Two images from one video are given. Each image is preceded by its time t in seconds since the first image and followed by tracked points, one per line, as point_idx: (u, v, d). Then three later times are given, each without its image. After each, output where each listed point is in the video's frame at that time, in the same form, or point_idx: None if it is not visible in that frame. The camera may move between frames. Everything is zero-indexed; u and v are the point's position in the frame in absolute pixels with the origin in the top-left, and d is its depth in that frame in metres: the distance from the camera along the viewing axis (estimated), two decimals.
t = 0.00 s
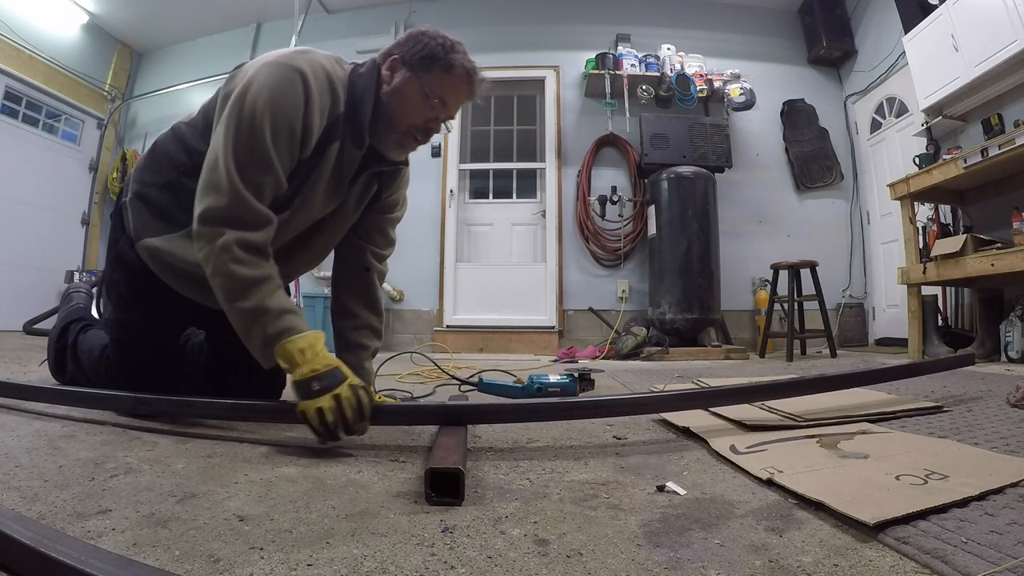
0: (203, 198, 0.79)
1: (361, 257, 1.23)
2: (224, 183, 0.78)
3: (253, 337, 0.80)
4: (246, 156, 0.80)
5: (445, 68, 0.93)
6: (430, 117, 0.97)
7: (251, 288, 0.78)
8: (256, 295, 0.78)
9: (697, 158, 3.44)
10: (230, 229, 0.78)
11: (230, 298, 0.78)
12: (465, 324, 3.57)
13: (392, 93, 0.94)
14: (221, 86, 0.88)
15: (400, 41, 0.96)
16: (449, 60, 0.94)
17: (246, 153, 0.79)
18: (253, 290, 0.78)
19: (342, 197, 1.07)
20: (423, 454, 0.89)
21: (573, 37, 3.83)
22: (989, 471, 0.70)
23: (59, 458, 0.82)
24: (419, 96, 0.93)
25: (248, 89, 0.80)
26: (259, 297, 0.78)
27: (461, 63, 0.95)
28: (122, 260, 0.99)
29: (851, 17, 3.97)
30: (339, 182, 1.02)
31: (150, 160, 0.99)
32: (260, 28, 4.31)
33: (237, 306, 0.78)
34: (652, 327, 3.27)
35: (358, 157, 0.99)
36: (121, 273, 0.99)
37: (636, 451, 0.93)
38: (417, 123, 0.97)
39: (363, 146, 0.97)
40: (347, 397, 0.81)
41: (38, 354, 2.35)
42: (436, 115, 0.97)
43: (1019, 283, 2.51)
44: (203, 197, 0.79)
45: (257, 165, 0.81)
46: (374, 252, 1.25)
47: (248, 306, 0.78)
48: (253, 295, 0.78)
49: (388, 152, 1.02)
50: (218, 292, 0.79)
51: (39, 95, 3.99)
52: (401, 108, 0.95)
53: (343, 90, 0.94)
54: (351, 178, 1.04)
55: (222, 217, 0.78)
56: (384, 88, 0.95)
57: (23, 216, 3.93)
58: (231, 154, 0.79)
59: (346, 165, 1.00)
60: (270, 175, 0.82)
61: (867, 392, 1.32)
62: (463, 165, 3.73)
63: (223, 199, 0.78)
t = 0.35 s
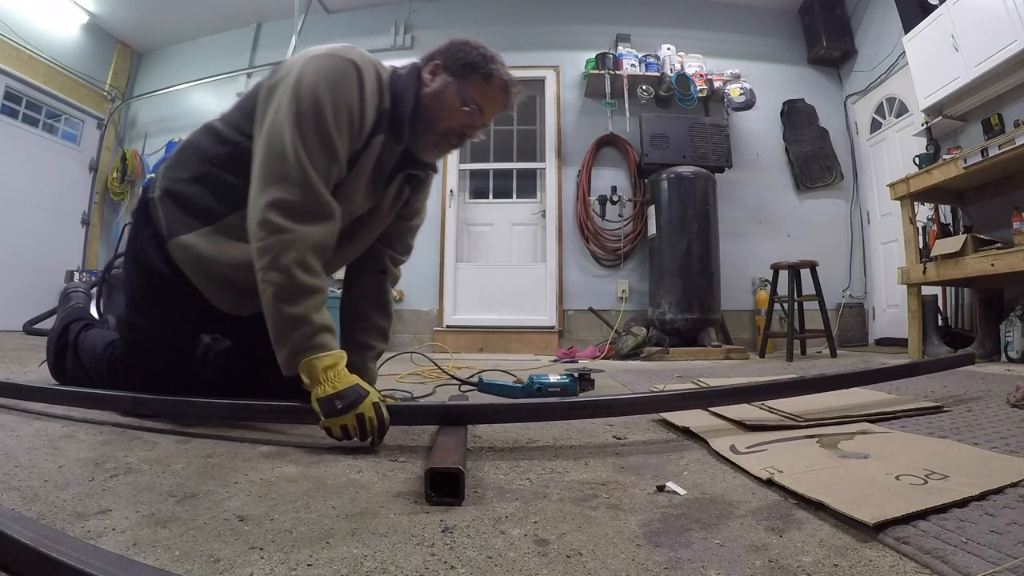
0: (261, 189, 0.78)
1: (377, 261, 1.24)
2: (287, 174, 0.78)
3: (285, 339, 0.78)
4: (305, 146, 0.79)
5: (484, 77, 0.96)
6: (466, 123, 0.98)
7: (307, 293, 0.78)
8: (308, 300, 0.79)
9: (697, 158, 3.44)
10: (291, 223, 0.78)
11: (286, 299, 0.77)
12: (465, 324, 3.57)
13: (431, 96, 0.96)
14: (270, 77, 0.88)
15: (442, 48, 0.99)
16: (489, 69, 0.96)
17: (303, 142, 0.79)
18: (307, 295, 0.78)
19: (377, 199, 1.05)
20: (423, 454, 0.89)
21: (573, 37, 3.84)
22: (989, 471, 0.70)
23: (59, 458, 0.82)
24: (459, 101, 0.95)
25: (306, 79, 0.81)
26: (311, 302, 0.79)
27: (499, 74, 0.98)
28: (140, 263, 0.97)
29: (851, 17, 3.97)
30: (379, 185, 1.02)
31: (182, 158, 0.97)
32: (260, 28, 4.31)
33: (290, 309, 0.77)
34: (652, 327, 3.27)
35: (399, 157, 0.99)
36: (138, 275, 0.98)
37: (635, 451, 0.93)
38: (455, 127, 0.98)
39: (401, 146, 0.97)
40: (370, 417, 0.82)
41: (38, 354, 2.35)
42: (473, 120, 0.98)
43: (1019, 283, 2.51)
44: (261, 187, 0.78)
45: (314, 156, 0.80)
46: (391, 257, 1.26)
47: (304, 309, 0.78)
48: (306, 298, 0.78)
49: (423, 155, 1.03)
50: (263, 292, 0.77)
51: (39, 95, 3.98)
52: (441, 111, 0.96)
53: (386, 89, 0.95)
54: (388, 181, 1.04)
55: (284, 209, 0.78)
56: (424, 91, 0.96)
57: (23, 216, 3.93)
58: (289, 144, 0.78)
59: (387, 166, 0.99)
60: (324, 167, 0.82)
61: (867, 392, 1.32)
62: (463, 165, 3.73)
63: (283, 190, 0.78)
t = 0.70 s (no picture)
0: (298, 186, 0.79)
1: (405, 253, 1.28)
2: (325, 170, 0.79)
3: (299, 328, 0.78)
4: (343, 143, 0.80)
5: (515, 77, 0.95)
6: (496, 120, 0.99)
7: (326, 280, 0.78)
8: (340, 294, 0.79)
9: (697, 158, 3.44)
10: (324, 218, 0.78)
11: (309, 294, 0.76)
12: (465, 324, 3.57)
13: (465, 95, 0.97)
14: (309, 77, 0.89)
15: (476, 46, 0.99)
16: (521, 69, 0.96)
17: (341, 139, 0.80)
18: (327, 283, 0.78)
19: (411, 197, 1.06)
20: (422, 454, 0.89)
21: (572, 37, 3.84)
22: (989, 471, 0.70)
23: (59, 458, 0.82)
24: (490, 99, 0.96)
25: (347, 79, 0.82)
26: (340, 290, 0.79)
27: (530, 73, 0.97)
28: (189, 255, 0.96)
29: (850, 17, 3.97)
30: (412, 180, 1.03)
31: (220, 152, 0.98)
32: (260, 28, 4.31)
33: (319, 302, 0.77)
34: (652, 327, 3.27)
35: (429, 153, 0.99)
36: (180, 264, 0.97)
37: (634, 451, 0.93)
38: (484, 126, 0.99)
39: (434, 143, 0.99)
40: (370, 419, 0.81)
41: (38, 355, 2.35)
42: (502, 120, 0.98)
43: (1019, 283, 2.51)
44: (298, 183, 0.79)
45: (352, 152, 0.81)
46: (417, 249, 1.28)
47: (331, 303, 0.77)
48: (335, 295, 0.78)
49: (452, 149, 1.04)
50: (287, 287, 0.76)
51: (39, 95, 3.99)
52: (472, 110, 0.97)
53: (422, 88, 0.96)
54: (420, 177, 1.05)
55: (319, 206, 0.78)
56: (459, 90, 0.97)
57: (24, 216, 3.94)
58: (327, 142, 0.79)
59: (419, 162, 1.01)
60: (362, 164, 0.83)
61: (867, 392, 1.32)
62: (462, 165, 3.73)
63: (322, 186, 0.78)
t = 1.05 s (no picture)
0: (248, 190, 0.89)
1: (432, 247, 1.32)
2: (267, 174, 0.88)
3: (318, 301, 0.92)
4: (269, 146, 0.88)
5: (406, 21, 0.86)
6: (409, 73, 0.93)
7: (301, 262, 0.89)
8: (325, 273, 0.89)
9: (697, 158, 3.44)
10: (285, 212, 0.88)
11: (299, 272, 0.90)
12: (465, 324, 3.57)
13: (362, 60, 0.93)
14: (232, 84, 0.98)
15: None
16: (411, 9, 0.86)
17: (268, 144, 0.88)
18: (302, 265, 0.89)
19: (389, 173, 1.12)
20: (422, 454, 0.89)
21: (572, 37, 3.84)
22: (989, 471, 0.70)
23: (60, 458, 0.82)
24: (389, 59, 0.91)
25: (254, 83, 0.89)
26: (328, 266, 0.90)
27: (428, 10, 0.87)
28: (204, 248, 0.99)
29: (850, 17, 3.96)
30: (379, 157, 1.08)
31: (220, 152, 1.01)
32: (260, 29, 4.31)
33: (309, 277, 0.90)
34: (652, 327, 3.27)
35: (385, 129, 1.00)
36: (214, 263, 1.00)
37: (634, 451, 0.93)
38: (394, 84, 0.93)
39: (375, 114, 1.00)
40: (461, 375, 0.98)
41: (38, 355, 2.35)
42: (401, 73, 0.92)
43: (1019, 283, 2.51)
44: (246, 189, 0.88)
45: (286, 152, 0.88)
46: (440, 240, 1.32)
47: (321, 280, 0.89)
48: (325, 271, 0.90)
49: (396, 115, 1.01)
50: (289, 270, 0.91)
51: (39, 95, 3.99)
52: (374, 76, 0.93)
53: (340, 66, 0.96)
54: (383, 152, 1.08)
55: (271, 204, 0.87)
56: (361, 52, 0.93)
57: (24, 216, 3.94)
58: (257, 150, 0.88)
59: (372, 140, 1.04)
60: (305, 159, 0.89)
61: (866, 392, 1.32)
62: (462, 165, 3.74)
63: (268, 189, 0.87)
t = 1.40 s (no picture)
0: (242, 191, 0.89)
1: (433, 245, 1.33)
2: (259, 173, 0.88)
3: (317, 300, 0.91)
4: (259, 144, 0.88)
5: (389, 14, 0.88)
6: (393, 68, 0.94)
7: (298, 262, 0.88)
8: (318, 274, 0.88)
9: (697, 158, 3.44)
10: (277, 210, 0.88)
11: (299, 274, 0.89)
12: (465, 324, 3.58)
13: (349, 57, 0.95)
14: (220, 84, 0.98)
15: None
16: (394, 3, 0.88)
17: (258, 142, 0.88)
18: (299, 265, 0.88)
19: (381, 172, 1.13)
20: (422, 454, 0.89)
21: (572, 37, 3.84)
22: (989, 471, 0.70)
23: (60, 458, 0.83)
24: (373, 55, 0.92)
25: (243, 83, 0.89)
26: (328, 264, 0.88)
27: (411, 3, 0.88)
28: (199, 250, 0.99)
29: (850, 17, 3.96)
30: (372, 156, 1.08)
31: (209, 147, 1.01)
32: (260, 29, 4.31)
33: (313, 278, 0.88)
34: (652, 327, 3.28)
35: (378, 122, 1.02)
36: (206, 264, 0.99)
37: (634, 451, 0.93)
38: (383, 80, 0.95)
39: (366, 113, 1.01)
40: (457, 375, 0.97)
41: (38, 354, 2.35)
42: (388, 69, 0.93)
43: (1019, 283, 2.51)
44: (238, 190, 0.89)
45: (275, 150, 0.88)
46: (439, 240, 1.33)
47: (321, 279, 0.88)
48: (325, 270, 0.88)
49: (382, 111, 1.02)
50: (283, 271, 0.90)
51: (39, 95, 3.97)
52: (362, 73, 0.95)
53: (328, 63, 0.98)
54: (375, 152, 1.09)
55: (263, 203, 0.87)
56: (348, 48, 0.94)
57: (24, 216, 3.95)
58: (246, 148, 0.88)
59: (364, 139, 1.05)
60: (294, 156, 0.90)
61: (866, 392, 1.32)
62: (463, 165, 3.74)
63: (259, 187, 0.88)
